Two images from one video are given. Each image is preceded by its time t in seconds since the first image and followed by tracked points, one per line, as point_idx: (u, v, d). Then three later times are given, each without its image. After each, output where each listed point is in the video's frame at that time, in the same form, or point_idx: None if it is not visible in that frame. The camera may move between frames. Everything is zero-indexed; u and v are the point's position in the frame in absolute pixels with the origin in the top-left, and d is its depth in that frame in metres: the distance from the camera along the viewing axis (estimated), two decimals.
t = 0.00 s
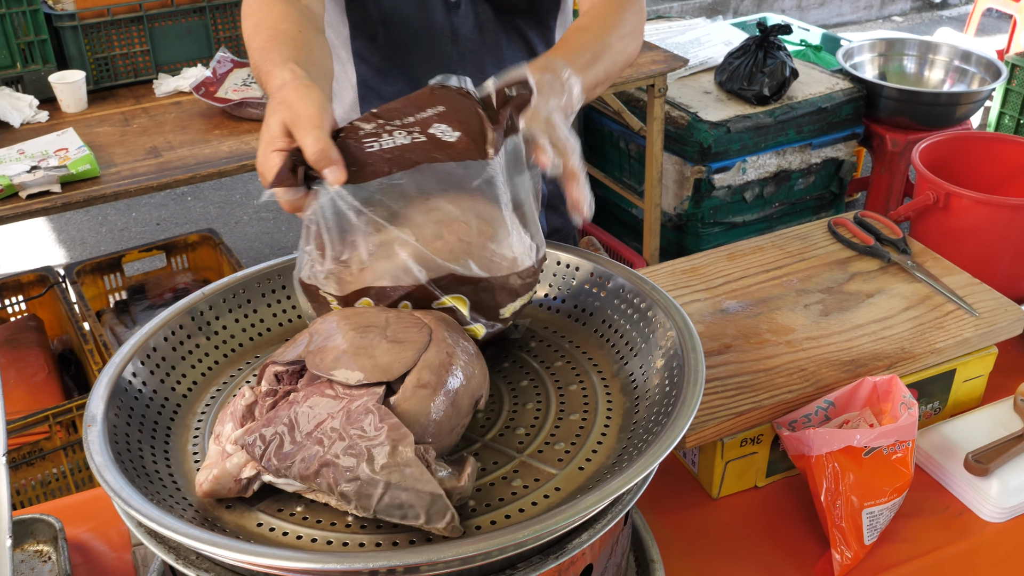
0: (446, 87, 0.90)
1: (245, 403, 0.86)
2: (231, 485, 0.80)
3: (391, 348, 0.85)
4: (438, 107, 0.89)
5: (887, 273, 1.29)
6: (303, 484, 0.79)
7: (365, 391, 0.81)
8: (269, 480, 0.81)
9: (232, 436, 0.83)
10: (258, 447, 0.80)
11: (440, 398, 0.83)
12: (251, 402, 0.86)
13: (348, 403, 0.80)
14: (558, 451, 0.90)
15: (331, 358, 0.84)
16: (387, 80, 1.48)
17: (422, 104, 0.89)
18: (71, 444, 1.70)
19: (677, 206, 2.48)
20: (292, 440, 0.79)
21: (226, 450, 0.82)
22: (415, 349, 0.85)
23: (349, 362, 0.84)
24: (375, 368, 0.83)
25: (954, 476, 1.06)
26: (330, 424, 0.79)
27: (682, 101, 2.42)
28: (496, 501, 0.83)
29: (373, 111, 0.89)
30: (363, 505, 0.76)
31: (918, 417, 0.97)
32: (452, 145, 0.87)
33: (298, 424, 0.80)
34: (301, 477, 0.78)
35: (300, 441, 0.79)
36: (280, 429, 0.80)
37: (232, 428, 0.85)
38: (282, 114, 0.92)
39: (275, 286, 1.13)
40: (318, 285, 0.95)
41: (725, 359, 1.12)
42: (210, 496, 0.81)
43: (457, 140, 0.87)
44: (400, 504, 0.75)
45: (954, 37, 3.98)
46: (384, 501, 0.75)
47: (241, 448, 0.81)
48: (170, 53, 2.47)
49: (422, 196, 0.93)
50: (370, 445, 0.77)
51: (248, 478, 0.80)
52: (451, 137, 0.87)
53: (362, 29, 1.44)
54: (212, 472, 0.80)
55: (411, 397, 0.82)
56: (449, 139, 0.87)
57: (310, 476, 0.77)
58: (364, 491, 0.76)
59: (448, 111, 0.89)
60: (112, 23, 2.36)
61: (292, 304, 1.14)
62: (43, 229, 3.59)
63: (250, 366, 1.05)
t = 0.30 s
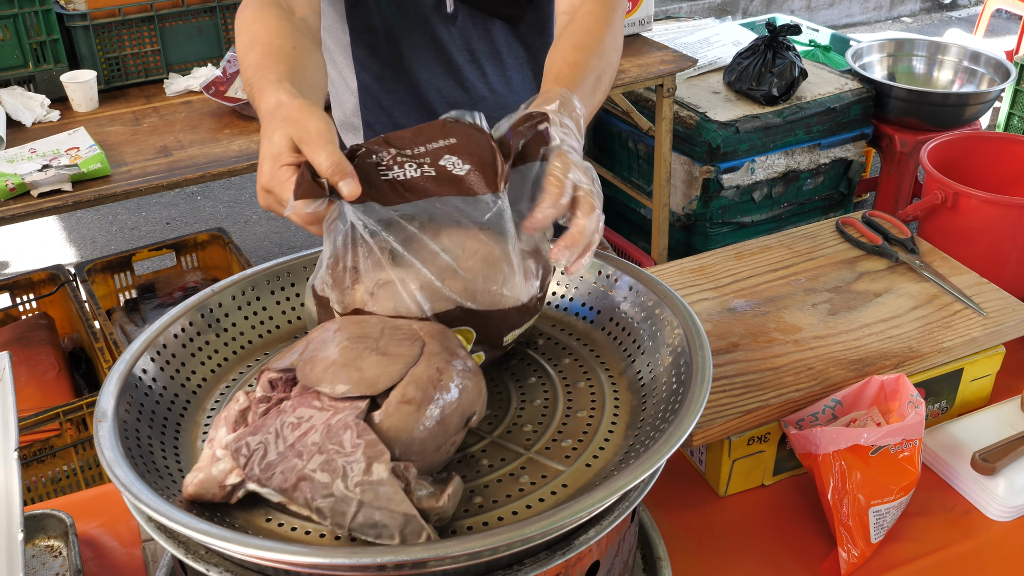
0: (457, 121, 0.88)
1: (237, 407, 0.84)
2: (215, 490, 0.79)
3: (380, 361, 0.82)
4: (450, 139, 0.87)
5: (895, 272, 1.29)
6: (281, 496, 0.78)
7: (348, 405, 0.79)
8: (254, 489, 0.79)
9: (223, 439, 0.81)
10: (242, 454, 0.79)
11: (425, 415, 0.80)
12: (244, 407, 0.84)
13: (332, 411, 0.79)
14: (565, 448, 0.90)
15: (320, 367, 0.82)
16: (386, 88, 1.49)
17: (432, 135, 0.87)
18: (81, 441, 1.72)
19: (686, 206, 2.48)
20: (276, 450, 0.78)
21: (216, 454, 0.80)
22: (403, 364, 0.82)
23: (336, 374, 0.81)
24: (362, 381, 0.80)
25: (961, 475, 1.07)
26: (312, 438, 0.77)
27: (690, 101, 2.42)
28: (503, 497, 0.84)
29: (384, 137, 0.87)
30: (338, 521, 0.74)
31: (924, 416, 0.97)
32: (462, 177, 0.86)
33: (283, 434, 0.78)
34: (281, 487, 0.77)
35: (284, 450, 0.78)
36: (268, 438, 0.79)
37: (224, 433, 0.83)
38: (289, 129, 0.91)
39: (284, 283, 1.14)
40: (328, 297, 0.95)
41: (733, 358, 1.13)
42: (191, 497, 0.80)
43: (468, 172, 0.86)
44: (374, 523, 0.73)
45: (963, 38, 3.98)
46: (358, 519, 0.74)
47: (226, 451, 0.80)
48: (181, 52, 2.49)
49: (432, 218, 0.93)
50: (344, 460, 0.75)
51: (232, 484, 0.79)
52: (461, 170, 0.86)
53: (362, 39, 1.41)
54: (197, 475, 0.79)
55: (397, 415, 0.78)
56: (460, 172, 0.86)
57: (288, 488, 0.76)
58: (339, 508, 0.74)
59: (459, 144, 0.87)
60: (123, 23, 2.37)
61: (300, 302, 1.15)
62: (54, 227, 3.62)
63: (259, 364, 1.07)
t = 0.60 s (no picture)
0: (447, 112, 0.87)
1: (231, 411, 0.85)
2: (203, 492, 0.79)
3: (372, 370, 0.82)
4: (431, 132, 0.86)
5: (898, 274, 1.29)
6: (271, 503, 0.77)
7: (338, 413, 0.78)
8: (242, 494, 0.79)
9: (214, 442, 0.82)
10: (233, 459, 0.79)
11: (418, 425, 0.79)
12: (238, 411, 0.84)
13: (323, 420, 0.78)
14: (568, 449, 0.90)
15: (313, 375, 0.82)
16: (383, 95, 1.49)
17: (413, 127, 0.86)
18: (84, 442, 1.72)
19: (689, 207, 2.48)
20: (267, 456, 0.78)
21: (206, 455, 0.81)
22: (395, 374, 0.82)
23: (328, 381, 0.81)
24: (353, 390, 0.80)
25: (965, 477, 1.07)
26: (303, 444, 0.77)
27: (694, 102, 2.42)
28: (506, 498, 0.84)
29: (367, 132, 0.86)
30: (328, 529, 0.74)
31: (929, 418, 0.97)
32: (438, 174, 0.85)
33: (274, 440, 0.79)
34: (271, 495, 0.76)
35: (275, 457, 0.78)
36: (258, 444, 0.79)
37: (215, 436, 0.83)
38: (263, 126, 0.91)
39: (288, 283, 1.14)
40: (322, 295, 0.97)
41: (736, 359, 1.13)
42: (179, 499, 0.79)
43: (445, 168, 0.85)
44: (365, 531, 0.73)
45: (968, 39, 3.97)
46: (348, 527, 0.73)
47: (218, 457, 0.80)
48: (184, 53, 2.49)
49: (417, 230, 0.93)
50: (335, 466, 0.75)
51: (221, 488, 0.79)
52: (440, 166, 0.85)
53: (359, 45, 1.42)
54: (186, 474, 0.79)
55: (386, 423, 0.78)
56: (438, 167, 0.84)
57: (277, 497, 0.76)
58: (330, 515, 0.74)
59: (440, 138, 0.85)
60: (126, 23, 2.38)
61: (304, 301, 1.15)
62: (57, 227, 3.63)
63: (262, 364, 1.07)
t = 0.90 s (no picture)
0: (440, 106, 0.90)
1: (233, 409, 0.84)
2: (204, 490, 0.79)
3: (375, 367, 0.82)
4: (429, 126, 0.88)
5: (901, 274, 1.29)
6: (273, 500, 0.77)
7: (342, 410, 0.78)
8: (243, 492, 0.79)
9: (216, 440, 0.82)
10: (235, 456, 0.79)
11: (420, 422, 0.79)
12: (239, 409, 0.84)
13: (324, 418, 0.78)
14: (569, 449, 0.90)
15: (316, 372, 0.82)
16: (377, 98, 1.50)
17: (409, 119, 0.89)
18: (85, 441, 1.72)
19: (691, 207, 2.48)
20: (269, 453, 0.78)
21: (207, 453, 0.81)
22: (399, 371, 0.82)
23: (330, 378, 0.81)
24: (356, 387, 0.80)
25: (966, 478, 1.06)
26: (305, 441, 0.77)
27: (696, 102, 2.42)
28: (506, 498, 0.84)
29: (364, 124, 0.89)
30: (329, 526, 0.74)
31: (931, 418, 0.97)
32: (438, 166, 0.88)
33: (277, 437, 0.78)
34: (273, 492, 0.76)
35: (276, 453, 0.78)
36: (260, 441, 0.79)
37: (217, 434, 0.83)
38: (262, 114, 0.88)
39: (289, 283, 1.14)
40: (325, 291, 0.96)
41: (738, 359, 1.12)
42: (180, 497, 0.79)
43: (445, 161, 0.88)
44: (365, 527, 0.73)
45: (970, 39, 3.97)
46: (349, 523, 0.73)
47: (220, 455, 0.80)
48: (186, 53, 2.50)
49: (416, 224, 0.94)
50: (337, 463, 0.75)
51: (223, 485, 0.79)
52: (439, 159, 0.88)
53: (352, 48, 1.44)
54: (188, 472, 0.79)
55: (389, 421, 0.78)
56: (438, 160, 0.88)
57: (278, 494, 0.76)
58: (331, 512, 0.74)
59: (438, 131, 0.88)
60: (128, 23, 2.38)
61: (305, 301, 1.15)
62: (59, 227, 3.63)
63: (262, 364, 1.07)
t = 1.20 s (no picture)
0: (495, 74, 0.84)
1: (235, 407, 0.84)
2: (206, 488, 0.79)
3: (378, 366, 0.82)
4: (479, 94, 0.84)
5: (904, 273, 1.29)
6: (274, 498, 0.77)
7: (344, 409, 0.78)
8: (245, 491, 0.79)
9: (218, 438, 0.82)
10: (236, 455, 0.79)
11: (423, 422, 0.79)
12: (241, 408, 0.84)
13: (327, 417, 0.78)
14: (571, 448, 0.90)
15: (318, 371, 0.82)
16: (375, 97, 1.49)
17: (463, 86, 0.84)
18: (87, 439, 1.72)
19: (694, 206, 2.47)
20: (270, 452, 0.78)
21: (209, 452, 0.81)
22: (402, 371, 0.81)
23: (333, 377, 0.81)
24: (358, 386, 0.80)
25: (970, 479, 1.06)
26: (308, 440, 0.77)
27: (699, 101, 2.42)
28: (509, 497, 0.84)
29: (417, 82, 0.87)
30: (331, 525, 0.74)
31: (934, 419, 0.96)
32: (483, 138, 0.85)
33: (279, 435, 0.78)
34: (274, 491, 0.76)
35: (278, 452, 0.77)
36: (262, 440, 0.79)
37: (219, 433, 0.83)
38: (319, 58, 0.81)
39: (291, 282, 1.14)
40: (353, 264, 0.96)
41: (741, 359, 1.12)
42: (181, 496, 0.79)
43: (490, 134, 0.85)
44: (367, 526, 0.73)
45: (974, 39, 3.96)
46: (351, 521, 0.73)
47: (221, 453, 0.80)
48: (189, 51, 2.49)
49: (451, 198, 0.90)
50: (338, 461, 0.75)
51: (224, 484, 0.79)
52: (485, 130, 0.85)
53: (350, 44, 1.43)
54: (189, 471, 0.79)
55: (391, 420, 0.78)
56: (483, 132, 0.85)
57: (280, 492, 0.76)
58: (333, 511, 0.74)
59: (488, 100, 0.84)
60: (131, 20, 2.38)
61: (307, 300, 1.15)
62: (62, 224, 3.64)
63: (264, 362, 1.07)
